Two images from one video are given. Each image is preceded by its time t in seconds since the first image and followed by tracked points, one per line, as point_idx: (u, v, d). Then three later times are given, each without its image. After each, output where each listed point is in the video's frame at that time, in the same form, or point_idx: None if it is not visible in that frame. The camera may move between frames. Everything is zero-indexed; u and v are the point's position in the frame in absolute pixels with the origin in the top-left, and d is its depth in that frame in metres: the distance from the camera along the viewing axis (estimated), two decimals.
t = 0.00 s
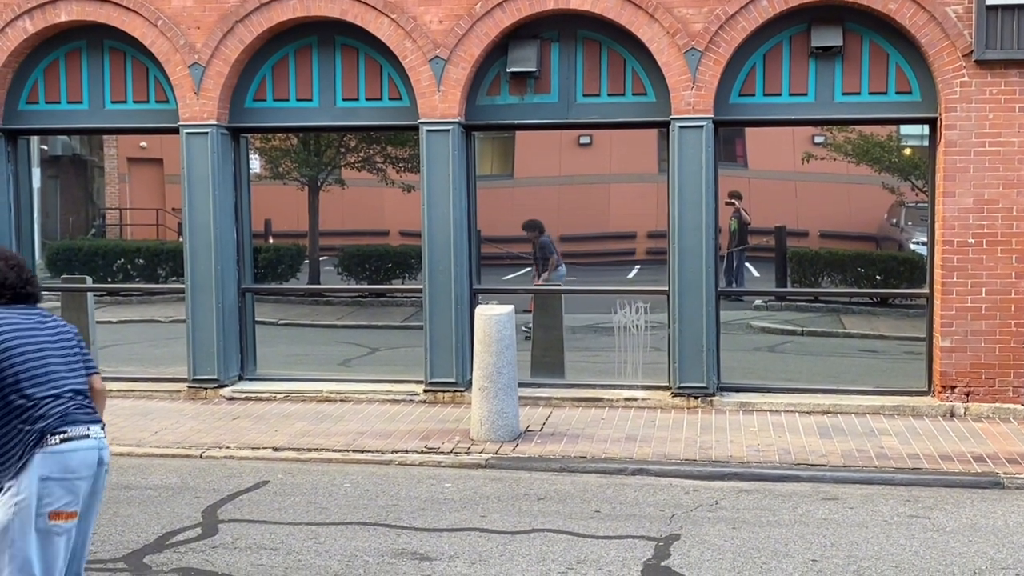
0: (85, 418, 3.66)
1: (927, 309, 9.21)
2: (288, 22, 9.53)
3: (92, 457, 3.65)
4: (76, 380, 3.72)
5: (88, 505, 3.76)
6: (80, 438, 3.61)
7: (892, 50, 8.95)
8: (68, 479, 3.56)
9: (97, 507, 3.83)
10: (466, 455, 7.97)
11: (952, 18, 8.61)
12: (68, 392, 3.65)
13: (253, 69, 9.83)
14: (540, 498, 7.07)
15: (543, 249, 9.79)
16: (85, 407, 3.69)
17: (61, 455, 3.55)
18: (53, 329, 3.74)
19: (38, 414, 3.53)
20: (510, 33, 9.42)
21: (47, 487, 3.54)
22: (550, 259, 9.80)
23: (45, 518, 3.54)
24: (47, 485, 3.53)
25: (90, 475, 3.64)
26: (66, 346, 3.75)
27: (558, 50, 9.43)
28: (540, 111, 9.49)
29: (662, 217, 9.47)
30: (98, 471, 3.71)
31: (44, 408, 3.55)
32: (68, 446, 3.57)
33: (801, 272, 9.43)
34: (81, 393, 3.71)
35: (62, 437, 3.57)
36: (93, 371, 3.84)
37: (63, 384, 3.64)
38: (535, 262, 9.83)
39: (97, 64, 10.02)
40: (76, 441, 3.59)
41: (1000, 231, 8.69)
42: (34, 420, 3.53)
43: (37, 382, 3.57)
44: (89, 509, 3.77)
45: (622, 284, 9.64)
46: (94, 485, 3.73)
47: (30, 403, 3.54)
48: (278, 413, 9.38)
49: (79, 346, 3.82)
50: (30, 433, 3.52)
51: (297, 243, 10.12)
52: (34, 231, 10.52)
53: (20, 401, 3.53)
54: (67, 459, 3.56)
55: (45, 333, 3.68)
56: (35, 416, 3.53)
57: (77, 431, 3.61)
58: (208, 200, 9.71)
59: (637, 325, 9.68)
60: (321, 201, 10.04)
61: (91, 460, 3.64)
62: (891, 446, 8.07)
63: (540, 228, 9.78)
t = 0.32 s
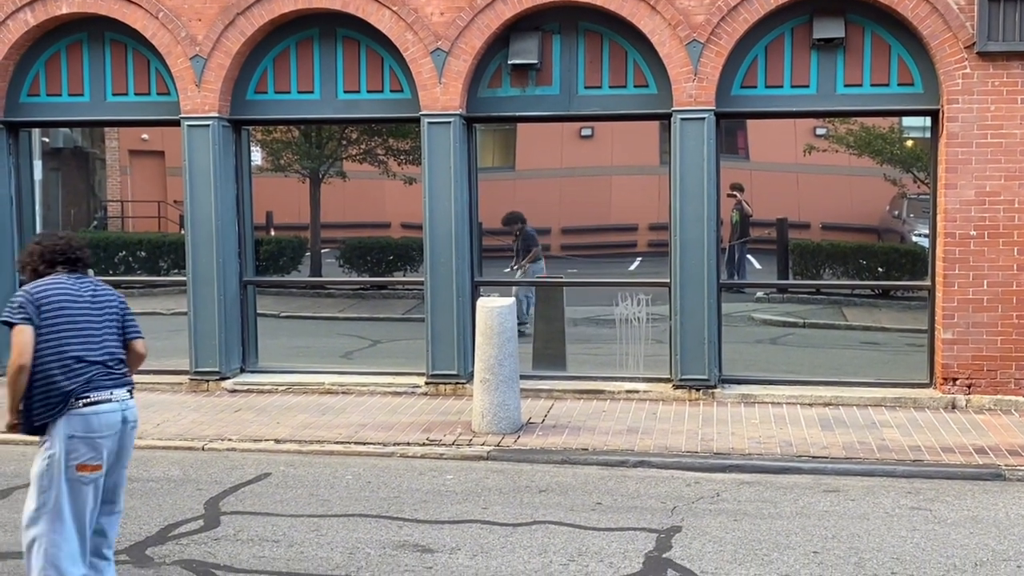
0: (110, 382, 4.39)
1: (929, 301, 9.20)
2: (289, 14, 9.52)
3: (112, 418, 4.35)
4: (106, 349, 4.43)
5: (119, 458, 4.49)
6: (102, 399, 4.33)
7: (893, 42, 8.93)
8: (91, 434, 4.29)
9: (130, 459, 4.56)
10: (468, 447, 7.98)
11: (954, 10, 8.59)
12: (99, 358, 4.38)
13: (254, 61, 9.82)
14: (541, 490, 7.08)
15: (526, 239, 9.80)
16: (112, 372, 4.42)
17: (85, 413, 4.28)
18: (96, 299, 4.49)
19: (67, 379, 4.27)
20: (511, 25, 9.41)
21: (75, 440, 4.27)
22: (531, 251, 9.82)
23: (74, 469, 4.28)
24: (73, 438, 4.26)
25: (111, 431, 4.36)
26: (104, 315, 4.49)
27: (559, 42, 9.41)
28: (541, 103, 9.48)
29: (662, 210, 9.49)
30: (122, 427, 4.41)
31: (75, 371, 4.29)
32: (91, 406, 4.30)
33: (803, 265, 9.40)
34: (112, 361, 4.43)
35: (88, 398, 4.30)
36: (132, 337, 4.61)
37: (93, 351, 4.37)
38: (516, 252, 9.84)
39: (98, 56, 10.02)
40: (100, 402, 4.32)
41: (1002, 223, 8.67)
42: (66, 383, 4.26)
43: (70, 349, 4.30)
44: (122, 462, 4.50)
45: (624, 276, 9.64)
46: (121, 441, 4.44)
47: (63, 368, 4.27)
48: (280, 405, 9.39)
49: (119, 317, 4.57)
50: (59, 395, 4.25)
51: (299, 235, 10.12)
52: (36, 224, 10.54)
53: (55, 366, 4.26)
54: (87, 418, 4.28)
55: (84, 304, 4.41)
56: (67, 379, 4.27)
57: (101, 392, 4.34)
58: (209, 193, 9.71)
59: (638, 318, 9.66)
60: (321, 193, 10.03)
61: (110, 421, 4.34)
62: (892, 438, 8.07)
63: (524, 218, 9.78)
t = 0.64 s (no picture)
0: (163, 351, 5.02)
1: (932, 288, 9.19)
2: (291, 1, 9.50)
3: (158, 381, 4.99)
4: (163, 322, 5.06)
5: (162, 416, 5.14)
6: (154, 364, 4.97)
7: (897, 29, 8.90)
8: (139, 393, 4.92)
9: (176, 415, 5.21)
10: (470, 434, 8.00)
11: None
12: (157, 328, 5.01)
13: (255, 49, 9.80)
14: (544, 477, 7.09)
15: (509, 230, 9.82)
16: (170, 343, 5.05)
17: (136, 375, 4.92)
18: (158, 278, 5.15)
19: (127, 345, 4.89)
20: (513, 12, 9.38)
21: (122, 396, 4.90)
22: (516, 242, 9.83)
23: (121, 421, 4.91)
24: (123, 394, 4.89)
25: (157, 392, 5.00)
26: (163, 291, 5.14)
27: (562, 29, 9.39)
28: (544, 90, 9.46)
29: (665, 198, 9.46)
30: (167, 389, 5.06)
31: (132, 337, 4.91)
32: (143, 368, 4.93)
33: (805, 252, 9.39)
34: (168, 331, 5.06)
35: (141, 361, 4.93)
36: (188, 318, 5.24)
37: (149, 322, 5.00)
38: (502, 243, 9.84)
39: (101, 44, 10.00)
40: (150, 366, 4.95)
41: (1005, 211, 8.66)
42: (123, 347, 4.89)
43: (132, 318, 4.94)
44: (167, 416, 5.17)
45: (626, 264, 9.64)
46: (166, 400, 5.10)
47: (123, 334, 4.91)
48: (283, 392, 9.41)
49: (177, 296, 5.22)
50: (119, 358, 4.87)
51: (301, 223, 10.12)
52: (38, 212, 10.55)
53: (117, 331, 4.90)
54: (137, 379, 4.92)
55: (149, 280, 5.07)
56: (125, 344, 4.89)
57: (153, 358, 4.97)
58: (212, 181, 9.71)
59: (640, 305, 9.66)
60: (324, 181, 10.04)
61: (155, 383, 4.97)
62: (894, 425, 8.08)
63: (507, 209, 9.80)
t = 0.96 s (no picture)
0: (226, 341, 5.65)
1: (935, 270, 9.18)
2: None
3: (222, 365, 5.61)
4: (221, 318, 5.69)
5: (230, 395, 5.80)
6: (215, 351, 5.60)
7: (902, 10, 8.86)
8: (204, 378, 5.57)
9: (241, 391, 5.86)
10: (474, 417, 8.02)
11: None
12: (219, 324, 5.66)
13: (259, 32, 9.81)
14: (547, 459, 7.11)
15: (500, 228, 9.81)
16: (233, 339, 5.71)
17: (201, 363, 5.56)
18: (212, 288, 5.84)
19: (190, 343, 5.54)
20: None
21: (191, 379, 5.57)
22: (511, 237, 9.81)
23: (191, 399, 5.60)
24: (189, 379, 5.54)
25: (222, 375, 5.63)
26: (219, 298, 5.82)
27: (565, 11, 9.37)
28: (547, 73, 9.44)
29: (669, 181, 9.46)
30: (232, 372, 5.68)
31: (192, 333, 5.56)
32: (206, 357, 5.57)
33: (809, 236, 9.40)
34: (226, 326, 5.68)
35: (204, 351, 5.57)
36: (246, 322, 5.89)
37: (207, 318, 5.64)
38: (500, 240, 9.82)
39: (103, 27, 10.00)
40: (212, 354, 5.57)
41: (1008, 192, 8.66)
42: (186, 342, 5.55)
43: (189, 318, 5.60)
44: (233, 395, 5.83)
45: (630, 248, 9.65)
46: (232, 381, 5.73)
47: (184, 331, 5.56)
48: (288, 376, 9.45)
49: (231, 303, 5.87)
50: (184, 353, 5.53)
51: (304, 207, 10.13)
52: (42, 195, 10.56)
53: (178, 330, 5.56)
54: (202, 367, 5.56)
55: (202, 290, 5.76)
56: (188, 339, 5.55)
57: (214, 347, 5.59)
58: (216, 164, 9.73)
59: (644, 289, 9.68)
60: (327, 165, 10.04)
61: (218, 368, 5.60)
62: (897, 407, 8.09)
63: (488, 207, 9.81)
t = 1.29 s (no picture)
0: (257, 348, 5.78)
1: (937, 257, 9.16)
2: None
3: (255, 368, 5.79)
4: (255, 329, 5.80)
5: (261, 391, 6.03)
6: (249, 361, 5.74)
7: None
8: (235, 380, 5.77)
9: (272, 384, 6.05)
10: (474, 404, 8.01)
11: None
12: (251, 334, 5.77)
13: (258, 18, 9.76)
14: (547, 446, 7.10)
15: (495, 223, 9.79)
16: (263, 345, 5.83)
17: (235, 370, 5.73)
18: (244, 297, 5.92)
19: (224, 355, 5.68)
20: None
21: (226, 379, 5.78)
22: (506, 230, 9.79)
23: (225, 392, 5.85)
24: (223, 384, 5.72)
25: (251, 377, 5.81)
26: (251, 308, 5.91)
27: None
28: (548, 59, 9.40)
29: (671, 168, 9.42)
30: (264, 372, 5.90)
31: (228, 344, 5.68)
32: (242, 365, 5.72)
33: (810, 224, 9.38)
34: (260, 337, 5.81)
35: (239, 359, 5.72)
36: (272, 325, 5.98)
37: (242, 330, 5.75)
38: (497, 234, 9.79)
39: (102, 14, 9.97)
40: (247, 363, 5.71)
41: (1011, 179, 8.63)
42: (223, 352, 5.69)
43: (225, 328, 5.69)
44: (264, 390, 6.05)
45: (631, 235, 9.62)
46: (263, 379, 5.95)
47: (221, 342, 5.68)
48: (288, 363, 9.44)
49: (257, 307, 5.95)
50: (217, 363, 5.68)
51: (305, 194, 10.11)
52: (42, 181, 10.55)
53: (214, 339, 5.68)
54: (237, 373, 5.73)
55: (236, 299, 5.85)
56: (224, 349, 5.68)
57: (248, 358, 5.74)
58: (216, 151, 9.71)
59: (645, 276, 9.66)
60: (328, 153, 10.02)
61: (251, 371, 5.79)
62: (898, 394, 8.08)
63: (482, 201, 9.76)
